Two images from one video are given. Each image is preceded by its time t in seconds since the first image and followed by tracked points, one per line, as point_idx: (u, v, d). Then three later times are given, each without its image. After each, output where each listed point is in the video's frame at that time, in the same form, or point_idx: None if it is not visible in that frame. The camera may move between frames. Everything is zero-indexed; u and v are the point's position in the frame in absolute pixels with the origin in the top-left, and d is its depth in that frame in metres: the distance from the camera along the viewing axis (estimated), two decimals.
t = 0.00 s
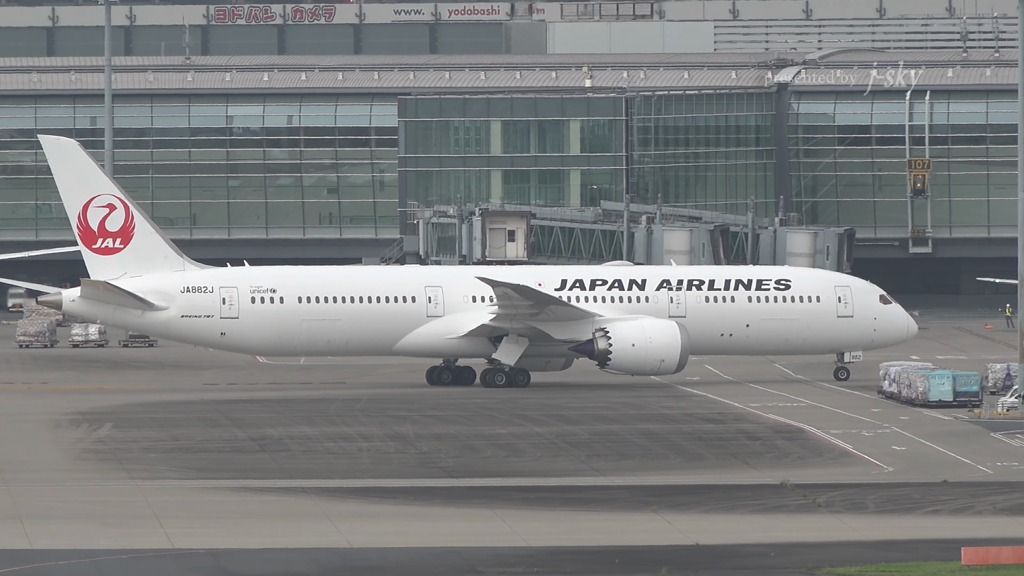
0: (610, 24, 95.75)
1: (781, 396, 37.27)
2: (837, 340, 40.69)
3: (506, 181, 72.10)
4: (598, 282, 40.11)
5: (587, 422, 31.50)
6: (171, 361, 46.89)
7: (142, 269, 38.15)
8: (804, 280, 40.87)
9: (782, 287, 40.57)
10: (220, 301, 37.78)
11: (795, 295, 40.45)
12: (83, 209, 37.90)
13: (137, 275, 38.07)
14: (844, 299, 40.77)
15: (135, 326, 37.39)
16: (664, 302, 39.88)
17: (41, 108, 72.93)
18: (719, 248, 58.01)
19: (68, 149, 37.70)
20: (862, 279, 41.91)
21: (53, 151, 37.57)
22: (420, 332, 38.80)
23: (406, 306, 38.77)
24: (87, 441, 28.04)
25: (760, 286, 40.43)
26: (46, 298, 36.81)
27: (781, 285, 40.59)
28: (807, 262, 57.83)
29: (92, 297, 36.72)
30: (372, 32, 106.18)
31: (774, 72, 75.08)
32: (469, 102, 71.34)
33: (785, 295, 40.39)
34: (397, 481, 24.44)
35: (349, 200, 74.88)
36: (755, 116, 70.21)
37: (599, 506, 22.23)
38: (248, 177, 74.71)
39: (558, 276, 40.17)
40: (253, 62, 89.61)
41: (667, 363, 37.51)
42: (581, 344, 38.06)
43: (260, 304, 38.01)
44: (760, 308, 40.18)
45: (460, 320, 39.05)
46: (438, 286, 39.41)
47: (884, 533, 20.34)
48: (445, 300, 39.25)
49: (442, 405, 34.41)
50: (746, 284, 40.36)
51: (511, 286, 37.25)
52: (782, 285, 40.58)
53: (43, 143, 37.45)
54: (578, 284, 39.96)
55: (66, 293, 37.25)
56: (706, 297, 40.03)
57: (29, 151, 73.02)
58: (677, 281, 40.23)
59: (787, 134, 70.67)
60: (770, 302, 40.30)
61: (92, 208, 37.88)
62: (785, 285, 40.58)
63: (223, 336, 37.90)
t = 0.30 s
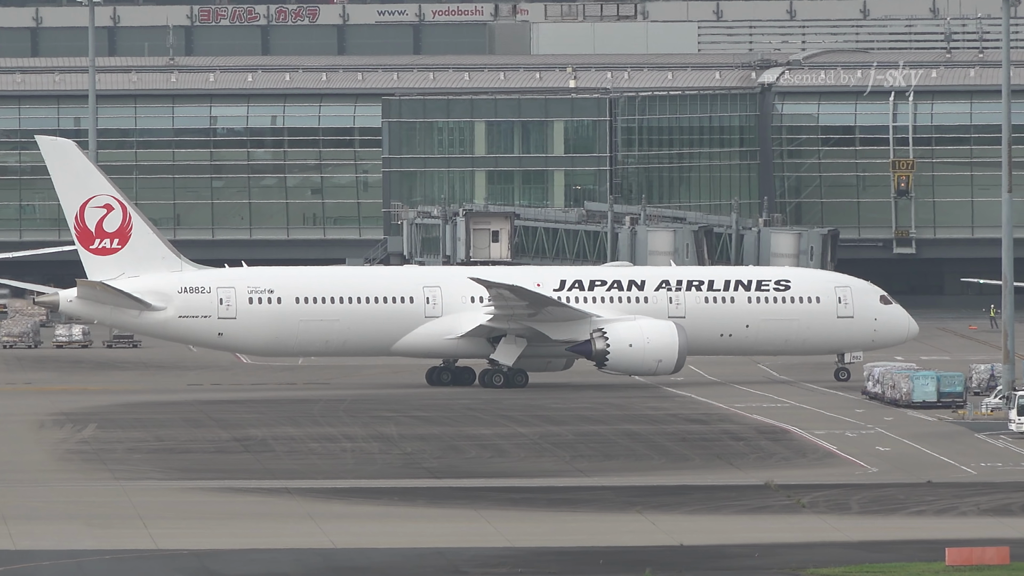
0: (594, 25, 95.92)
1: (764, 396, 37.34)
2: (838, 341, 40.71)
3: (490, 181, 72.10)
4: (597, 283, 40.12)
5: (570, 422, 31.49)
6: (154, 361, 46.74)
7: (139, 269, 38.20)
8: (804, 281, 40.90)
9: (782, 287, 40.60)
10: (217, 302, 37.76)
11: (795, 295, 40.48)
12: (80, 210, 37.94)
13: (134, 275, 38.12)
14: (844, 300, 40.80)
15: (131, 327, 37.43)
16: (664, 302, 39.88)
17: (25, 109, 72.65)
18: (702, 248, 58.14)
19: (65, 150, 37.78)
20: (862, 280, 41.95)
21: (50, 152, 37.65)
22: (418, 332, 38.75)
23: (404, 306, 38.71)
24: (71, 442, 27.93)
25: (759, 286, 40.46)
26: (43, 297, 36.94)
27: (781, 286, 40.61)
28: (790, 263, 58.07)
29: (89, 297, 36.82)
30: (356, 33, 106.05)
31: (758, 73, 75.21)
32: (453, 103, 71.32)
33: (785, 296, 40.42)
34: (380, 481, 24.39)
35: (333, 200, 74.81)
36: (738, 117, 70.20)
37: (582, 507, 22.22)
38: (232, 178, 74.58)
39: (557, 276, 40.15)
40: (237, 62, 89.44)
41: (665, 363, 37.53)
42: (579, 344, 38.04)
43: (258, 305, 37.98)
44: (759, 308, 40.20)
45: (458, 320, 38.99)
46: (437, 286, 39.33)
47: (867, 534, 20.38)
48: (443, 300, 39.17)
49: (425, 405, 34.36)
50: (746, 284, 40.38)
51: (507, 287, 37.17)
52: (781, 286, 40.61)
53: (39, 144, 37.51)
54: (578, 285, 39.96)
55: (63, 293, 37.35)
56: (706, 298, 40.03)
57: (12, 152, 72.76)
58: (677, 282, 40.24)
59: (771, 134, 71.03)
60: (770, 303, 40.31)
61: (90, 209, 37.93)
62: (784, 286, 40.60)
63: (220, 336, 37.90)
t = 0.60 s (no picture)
0: (576, 24, 95.95)
1: (747, 397, 37.43)
2: (836, 341, 40.71)
3: (473, 182, 71.91)
4: (595, 283, 40.15)
5: (553, 423, 31.53)
6: (137, 362, 46.65)
7: (135, 270, 38.16)
8: (803, 281, 40.90)
9: (780, 288, 40.61)
10: (214, 302, 37.83)
11: (793, 296, 40.48)
12: (76, 211, 37.92)
13: (131, 275, 38.09)
14: (843, 300, 40.79)
15: (128, 327, 37.46)
16: (661, 303, 39.92)
17: (7, 109, 72.41)
18: (684, 248, 58.15)
19: (61, 151, 37.77)
20: (861, 281, 41.91)
21: (46, 153, 37.64)
22: (414, 332, 38.68)
23: (400, 306, 38.65)
24: (54, 442, 27.86)
25: (758, 287, 40.48)
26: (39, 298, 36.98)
27: (779, 287, 40.62)
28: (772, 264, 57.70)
29: (85, 298, 36.82)
30: (339, 33, 105.96)
31: (741, 73, 75.31)
32: (435, 104, 71.29)
33: (783, 297, 40.43)
34: (362, 482, 24.39)
35: (316, 201, 74.72)
36: (721, 117, 71.20)
37: (565, 507, 22.25)
38: (214, 178, 74.40)
39: (554, 277, 40.17)
40: (220, 63, 89.30)
41: (661, 364, 37.51)
42: (574, 345, 38.09)
43: (255, 305, 38.04)
44: (757, 309, 40.21)
45: (454, 320, 38.88)
46: (433, 286, 39.23)
47: (848, 535, 20.45)
48: (439, 300, 39.08)
49: (408, 406, 34.36)
50: (744, 285, 40.41)
51: (502, 287, 37.17)
52: (780, 286, 40.62)
53: (35, 145, 37.53)
54: (575, 285, 40.00)
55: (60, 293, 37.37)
56: (703, 298, 40.05)
57: None
58: (675, 282, 40.27)
59: (753, 134, 70.98)
60: (768, 303, 40.33)
61: (86, 209, 37.92)
62: (783, 286, 40.61)
63: (217, 337, 38.00)
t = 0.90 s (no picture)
0: (558, 25, 95.84)
1: (728, 397, 37.52)
2: (834, 341, 40.62)
3: (454, 182, 72.03)
4: (591, 284, 40.20)
5: (536, 423, 31.57)
6: (119, 363, 46.53)
7: (130, 270, 38.12)
8: (801, 282, 40.86)
9: (777, 288, 40.56)
10: (208, 303, 37.78)
11: (790, 297, 40.43)
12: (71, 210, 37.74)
13: (126, 276, 38.04)
14: (840, 301, 40.71)
15: (122, 328, 37.42)
16: (657, 303, 39.93)
17: None
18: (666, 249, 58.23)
19: (56, 151, 37.57)
20: (860, 281, 41.80)
21: (41, 153, 37.43)
22: (409, 333, 38.64)
23: (395, 307, 38.60)
24: (35, 443, 27.77)
25: (754, 287, 40.46)
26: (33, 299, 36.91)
27: (776, 287, 40.58)
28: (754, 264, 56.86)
29: (80, 298, 36.80)
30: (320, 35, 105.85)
31: (722, 74, 75.53)
32: (417, 104, 71.26)
33: (780, 297, 40.37)
34: (344, 483, 24.38)
35: (297, 202, 74.55)
36: (702, 118, 71.11)
37: (547, 508, 22.28)
38: (195, 179, 74.21)
39: (550, 278, 40.20)
40: (202, 63, 89.12)
41: (655, 365, 37.44)
42: (569, 346, 38.07)
43: (250, 306, 38.01)
44: (753, 309, 40.17)
45: (449, 321, 38.83)
46: (429, 287, 39.17)
47: (830, 535, 20.51)
48: (435, 301, 39.02)
49: (390, 407, 34.35)
50: (741, 285, 40.40)
51: (496, 288, 37.12)
52: (777, 287, 40.58)
53: (30, 145, 37.29)
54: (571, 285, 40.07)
55: (54, 293, 37.33)
56: (700, 299, 40.02)
57: None
58: (671, 282, 40.28)
59: (734, 134, 71.23)
60: (764, 303, 40.29)
61: (81, 209, 37.76)
62: (780, 287, 40.57)
63: (211, 337, 37.98)
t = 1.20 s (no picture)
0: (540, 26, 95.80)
1: (710, 398, 37.62)
2: (830, 342, 40.74)
3: (436, 183, 71.86)
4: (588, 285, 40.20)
5: (518, 424, 31.59)
6: (101, 364, 46.38)
7: (126, 271, 37.98)
8: (798, 282, 40.95)
9: (774, 289, 40.65)
10: (204, 303, 37.69)
11: (787, 297, 40.52)
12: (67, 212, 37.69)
13: (122, 277, 37.91)
14: (837, 301, 40.82)
15: (118, 328, 37.33)
16: (655, 304, 39.96)
17: None
18: (647, 250, 58.34)
19: (53, 153, 37.55)
20: (855, 282, 41.92)
21: (37, 154, 37.41)
22: (406, 334, 38.63)
23: (392, 308, 38.55)
24: (16, 444, 27.65)
25: (751, 288, 40.53)
26: (29, 300, 36.84)
27: (773, 288, 40.66)
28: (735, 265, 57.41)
29: (76, 299, 36.72)
30: (302, 35, 105.66)
31: (704, 75, 75.76)
32: (399, 105, 71.15)
33: (777, 298, 40.45)
34: (327, 483, 24.34)
35: (279, 202, 74.45)
36: (684, 119, 71.35)
37: (529, 508, 22.29)
38: (177, 180, 74.11)
39: (546, 279, 40.18)
40: (183, 64, 88.82)
41: (651, 366, 37.54)
42: (564, 347, 37.89)
43: (247, 306, 37.93)
44: (750, 310, 40.26)
45: (445, 322, 38.79)
46: (426, 287, 39.10)
47: (811, 536, 20.57)
48: (431, 301, 38.96)
49: (372, 407, 34.33)
50: (738, 286, 40.46)
51: (493, 289, 36.98)
52: (774, 288, 40.66)
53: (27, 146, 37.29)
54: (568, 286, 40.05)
55: (50, 293, 37.24)
56: (697, 299, 40.08)
57: None
58: (668, 283, 40.32)
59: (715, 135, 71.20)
60: (761, 304, 40.36)
61: (77, 211, 37.69)
62: (776, 287, 40.66)
63: (207, 337, 37.91)
